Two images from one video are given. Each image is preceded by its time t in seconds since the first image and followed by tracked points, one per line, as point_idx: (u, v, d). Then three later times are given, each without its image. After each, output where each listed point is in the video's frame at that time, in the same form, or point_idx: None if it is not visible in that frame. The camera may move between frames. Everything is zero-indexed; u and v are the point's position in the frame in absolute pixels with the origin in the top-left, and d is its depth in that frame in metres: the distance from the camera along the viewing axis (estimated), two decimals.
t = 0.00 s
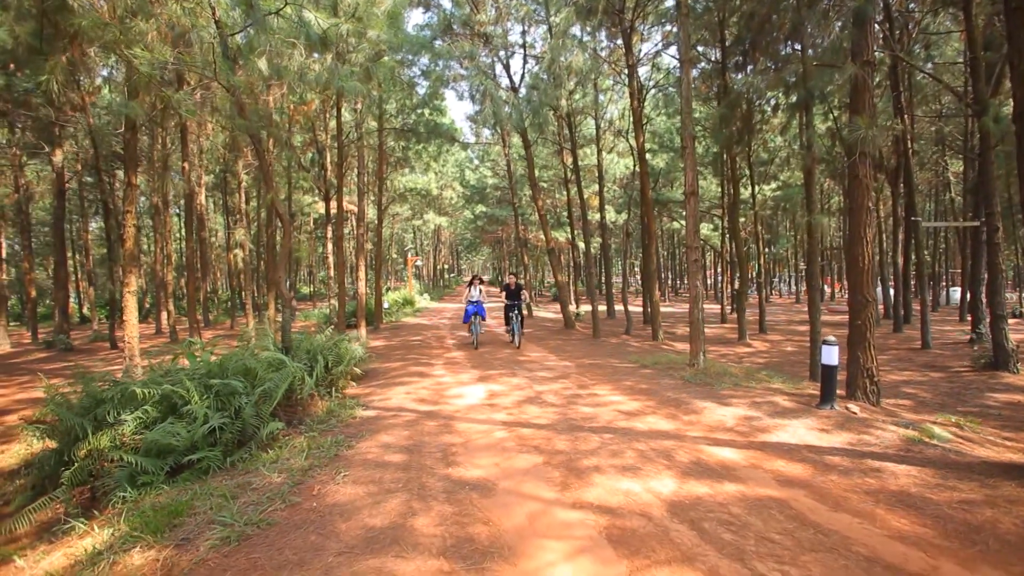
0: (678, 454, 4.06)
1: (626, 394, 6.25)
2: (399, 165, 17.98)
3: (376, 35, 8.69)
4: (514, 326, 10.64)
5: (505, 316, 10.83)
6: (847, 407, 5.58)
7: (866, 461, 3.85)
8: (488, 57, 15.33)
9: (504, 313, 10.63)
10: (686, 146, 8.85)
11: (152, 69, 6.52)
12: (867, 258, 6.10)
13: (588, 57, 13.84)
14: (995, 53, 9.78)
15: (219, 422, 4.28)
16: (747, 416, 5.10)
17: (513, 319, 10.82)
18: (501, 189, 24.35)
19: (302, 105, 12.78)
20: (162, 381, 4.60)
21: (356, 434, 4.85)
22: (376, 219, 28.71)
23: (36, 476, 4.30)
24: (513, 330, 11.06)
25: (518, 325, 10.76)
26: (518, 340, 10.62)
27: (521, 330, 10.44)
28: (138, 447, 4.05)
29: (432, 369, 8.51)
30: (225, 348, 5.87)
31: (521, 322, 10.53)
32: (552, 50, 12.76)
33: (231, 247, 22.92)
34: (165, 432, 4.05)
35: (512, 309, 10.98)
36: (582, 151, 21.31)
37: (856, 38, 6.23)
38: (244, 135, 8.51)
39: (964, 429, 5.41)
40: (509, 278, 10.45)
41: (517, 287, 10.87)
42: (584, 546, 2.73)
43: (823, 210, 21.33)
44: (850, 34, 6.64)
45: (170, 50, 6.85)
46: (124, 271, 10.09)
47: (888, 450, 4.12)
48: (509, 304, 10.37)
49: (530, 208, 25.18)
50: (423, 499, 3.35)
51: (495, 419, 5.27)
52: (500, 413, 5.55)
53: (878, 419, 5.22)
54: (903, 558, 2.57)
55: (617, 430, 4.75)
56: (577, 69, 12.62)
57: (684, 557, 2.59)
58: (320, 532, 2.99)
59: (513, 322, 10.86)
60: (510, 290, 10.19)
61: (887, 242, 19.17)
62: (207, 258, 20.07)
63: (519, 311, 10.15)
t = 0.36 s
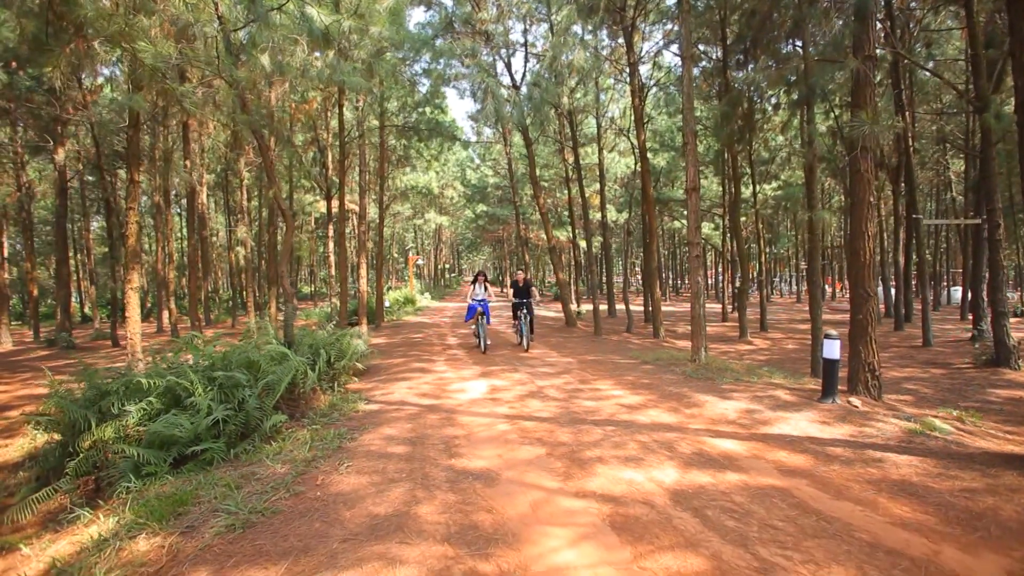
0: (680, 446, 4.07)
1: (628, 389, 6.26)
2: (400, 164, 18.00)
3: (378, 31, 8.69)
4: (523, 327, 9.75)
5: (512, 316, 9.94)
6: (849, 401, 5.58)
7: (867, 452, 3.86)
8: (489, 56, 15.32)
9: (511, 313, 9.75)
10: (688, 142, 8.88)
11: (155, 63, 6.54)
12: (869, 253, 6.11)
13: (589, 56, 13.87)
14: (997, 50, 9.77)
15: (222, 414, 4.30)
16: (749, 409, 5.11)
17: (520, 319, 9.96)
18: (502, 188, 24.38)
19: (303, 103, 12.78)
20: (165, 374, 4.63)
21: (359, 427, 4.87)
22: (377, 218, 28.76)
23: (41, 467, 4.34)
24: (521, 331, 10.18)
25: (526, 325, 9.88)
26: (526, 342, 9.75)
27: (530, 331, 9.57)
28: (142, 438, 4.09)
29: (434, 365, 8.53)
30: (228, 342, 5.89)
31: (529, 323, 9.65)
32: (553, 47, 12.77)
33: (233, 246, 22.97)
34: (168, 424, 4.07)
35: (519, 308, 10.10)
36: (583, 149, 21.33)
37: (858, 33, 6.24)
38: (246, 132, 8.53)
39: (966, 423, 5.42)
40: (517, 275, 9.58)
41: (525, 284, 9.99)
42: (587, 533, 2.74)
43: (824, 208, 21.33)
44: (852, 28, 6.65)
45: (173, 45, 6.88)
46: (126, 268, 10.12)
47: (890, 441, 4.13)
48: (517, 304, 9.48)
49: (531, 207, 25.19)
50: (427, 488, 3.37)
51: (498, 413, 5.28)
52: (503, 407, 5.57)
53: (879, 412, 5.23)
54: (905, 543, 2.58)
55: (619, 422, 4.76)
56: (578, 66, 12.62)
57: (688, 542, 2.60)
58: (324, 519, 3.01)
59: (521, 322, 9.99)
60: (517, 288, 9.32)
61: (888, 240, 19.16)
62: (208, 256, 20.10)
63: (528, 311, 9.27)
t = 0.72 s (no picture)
0: (683, 437, 4.09)
1: (630, 383, 6.28)
2: (401, 163, 18.00)
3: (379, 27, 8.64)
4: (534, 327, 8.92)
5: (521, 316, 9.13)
6: (850, 395, 5.59)
7: (869, 443, 3.88)
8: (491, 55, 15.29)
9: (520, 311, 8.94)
10: (689, 138, 8.91)
11: (159, 57, 6.54)
12: (870, 248, 6.13)
13: (591, 54, 13.88)
14: (997, 48, 9.78)
15: (226, 406, 4.32)
16: (750, 402, 5.13)
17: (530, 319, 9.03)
18: (503, 188, 24.41)
19: (305, 102, 12.80)
20: (169, 367, 4.65)
21: (362, 420, 4.89)
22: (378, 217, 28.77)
23: (45, 459, 4.37)
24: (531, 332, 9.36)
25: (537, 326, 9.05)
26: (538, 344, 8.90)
27: (542, 331, 8.73)
28: (145, 429, 4.11)
29: (436, 362, 8.54)
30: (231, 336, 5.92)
31: (541, 322, 8.82)
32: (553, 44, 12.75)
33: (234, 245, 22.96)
34: (172, 415, 4.09)
35: (530, 307, 9.30)
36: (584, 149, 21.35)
37: (859, 29, 6.31)
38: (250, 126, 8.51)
39: (967, 416, 5.43)
40: (527, 269, 8.81)
41: (536, 280, 9.22)
42: (591, 520, 2.76)
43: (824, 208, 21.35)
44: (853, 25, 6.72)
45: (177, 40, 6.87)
46: (129, 265, 10.13)
47: (890, 432, 4.15)
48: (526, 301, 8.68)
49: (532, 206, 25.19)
50: (430, 477, 3.38)
51: (500, 406, 5.30)
52: (505, 400, 5.59)
53: (880, 405, 5.26)
54: (907, 529, 2.59)
55: (621, 415, 4.78)
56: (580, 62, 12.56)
57: (692, 528, 2.62)
58: (329, 507, 3.03)
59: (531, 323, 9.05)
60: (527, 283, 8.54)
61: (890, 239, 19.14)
62: (209, 254, 20.11)
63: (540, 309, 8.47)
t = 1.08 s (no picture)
0: (687, 429, 4.10)
1: (634, 378, 6.29)
2: (404, 161, 18.03)
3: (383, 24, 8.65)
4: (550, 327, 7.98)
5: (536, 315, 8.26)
6: (854, 389, 5.59)
7: (874, 435, 3.89)
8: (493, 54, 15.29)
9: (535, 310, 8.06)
10: (692, 135, 8.89)
11: (165, 54, 6.57)
12: (873, 244, 6.13)
13: (593, 53, 13.88)
14: (1001, 44, 9.76)
15: (232, 399, 4.34)
16: (754, 396, 5.14)
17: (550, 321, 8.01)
18: (505, 187, 24.45)
19: (308, 100, 12.84)
20: (175, 360, 4.68)
21: (367, 413, 4.91)
22: (381, 216, 28.80)
23: (53, 451, 4.41)
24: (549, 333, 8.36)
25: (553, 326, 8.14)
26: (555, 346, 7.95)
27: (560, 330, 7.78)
28: (152, 421, 4.14)
29: (439, 358, 8.55)
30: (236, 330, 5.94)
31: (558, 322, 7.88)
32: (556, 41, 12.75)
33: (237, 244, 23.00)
34: (179, 408, 4.11)
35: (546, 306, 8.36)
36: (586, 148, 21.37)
37: (863, 24, 6.31)
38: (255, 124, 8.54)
39: (972, 411, 5.44)
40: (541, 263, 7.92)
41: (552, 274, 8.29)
42: (597, 508, 2.77)
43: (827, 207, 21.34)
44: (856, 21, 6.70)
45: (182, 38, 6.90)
46: (133, 262, 10.16)
47: (894, 425, 4.16)
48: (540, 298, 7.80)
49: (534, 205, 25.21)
50: (437, 468, 3.40)
51: (505, 400, 5.32)
52: (509, 395, 5.61)
53: (884, 400, 5.26)
54: (913, 516, 2.60)
55: (626, 408, 4.79)
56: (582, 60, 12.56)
57: (698, 515, 2.63)
58: (336, 496, 3.05)
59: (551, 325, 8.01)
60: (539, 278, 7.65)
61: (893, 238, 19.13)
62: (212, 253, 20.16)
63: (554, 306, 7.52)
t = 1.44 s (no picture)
0: (695, 424, 4.09)
1: (641, 375, 6.28)
2: (409, 161, 18.07)
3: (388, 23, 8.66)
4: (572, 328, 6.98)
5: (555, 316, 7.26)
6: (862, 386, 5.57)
7: (883, 429, 3.87)
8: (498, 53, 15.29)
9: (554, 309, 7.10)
10: (699, 132, 8.87)
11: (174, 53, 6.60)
12: (881, 240, 6.10)
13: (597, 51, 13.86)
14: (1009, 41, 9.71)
15: (241, 393, 4.36)
16: (762, 392, 5.12)
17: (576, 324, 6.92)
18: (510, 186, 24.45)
19: (314, 100, 12.89)
20: (185, 355, 4.71)
21: (375, 409, 4.92)
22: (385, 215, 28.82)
23: (64, 444, 4.45)
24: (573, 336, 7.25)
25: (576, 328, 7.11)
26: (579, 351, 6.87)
27: (586, 329, 6.74)
28: (162, 414, 4.17)
29: (445, 356, 8.56)
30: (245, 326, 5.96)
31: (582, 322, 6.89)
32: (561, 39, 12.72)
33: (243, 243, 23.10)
34: (188, 401, 4.14)
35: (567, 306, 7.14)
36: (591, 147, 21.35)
37: (870, 20, 6.28)
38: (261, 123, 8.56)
39: (981, 407, 5.41)
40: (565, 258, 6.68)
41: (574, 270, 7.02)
42: (606, 499, 2.77)
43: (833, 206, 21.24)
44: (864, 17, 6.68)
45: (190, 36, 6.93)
46: (141, 261, 10.20)
47: (903, 420, 4.14)
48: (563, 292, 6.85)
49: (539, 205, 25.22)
50: (445, 460, 3.41)
51: (511, 396, 5.32)
52: (516, 391, 5.61)
53: (893, 396, 5.24)
54: (924, 508, 2.60)
55: (633, 404, 4.79)
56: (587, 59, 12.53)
57: (708, 506, 2.63)
58: (346, 487, 3.06)
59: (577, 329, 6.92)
60: (563, 268, 6.82)
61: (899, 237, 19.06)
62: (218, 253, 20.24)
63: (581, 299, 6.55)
